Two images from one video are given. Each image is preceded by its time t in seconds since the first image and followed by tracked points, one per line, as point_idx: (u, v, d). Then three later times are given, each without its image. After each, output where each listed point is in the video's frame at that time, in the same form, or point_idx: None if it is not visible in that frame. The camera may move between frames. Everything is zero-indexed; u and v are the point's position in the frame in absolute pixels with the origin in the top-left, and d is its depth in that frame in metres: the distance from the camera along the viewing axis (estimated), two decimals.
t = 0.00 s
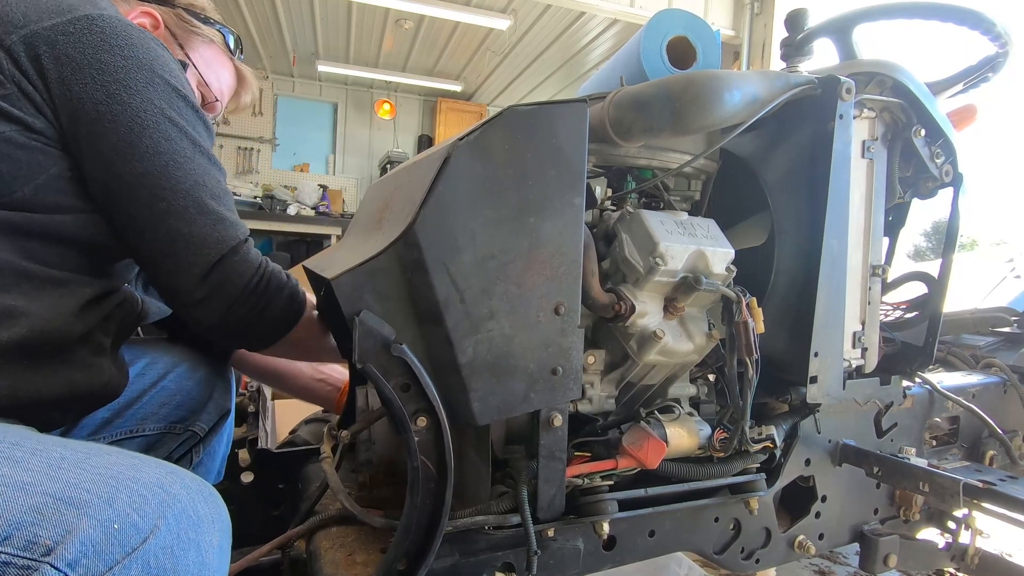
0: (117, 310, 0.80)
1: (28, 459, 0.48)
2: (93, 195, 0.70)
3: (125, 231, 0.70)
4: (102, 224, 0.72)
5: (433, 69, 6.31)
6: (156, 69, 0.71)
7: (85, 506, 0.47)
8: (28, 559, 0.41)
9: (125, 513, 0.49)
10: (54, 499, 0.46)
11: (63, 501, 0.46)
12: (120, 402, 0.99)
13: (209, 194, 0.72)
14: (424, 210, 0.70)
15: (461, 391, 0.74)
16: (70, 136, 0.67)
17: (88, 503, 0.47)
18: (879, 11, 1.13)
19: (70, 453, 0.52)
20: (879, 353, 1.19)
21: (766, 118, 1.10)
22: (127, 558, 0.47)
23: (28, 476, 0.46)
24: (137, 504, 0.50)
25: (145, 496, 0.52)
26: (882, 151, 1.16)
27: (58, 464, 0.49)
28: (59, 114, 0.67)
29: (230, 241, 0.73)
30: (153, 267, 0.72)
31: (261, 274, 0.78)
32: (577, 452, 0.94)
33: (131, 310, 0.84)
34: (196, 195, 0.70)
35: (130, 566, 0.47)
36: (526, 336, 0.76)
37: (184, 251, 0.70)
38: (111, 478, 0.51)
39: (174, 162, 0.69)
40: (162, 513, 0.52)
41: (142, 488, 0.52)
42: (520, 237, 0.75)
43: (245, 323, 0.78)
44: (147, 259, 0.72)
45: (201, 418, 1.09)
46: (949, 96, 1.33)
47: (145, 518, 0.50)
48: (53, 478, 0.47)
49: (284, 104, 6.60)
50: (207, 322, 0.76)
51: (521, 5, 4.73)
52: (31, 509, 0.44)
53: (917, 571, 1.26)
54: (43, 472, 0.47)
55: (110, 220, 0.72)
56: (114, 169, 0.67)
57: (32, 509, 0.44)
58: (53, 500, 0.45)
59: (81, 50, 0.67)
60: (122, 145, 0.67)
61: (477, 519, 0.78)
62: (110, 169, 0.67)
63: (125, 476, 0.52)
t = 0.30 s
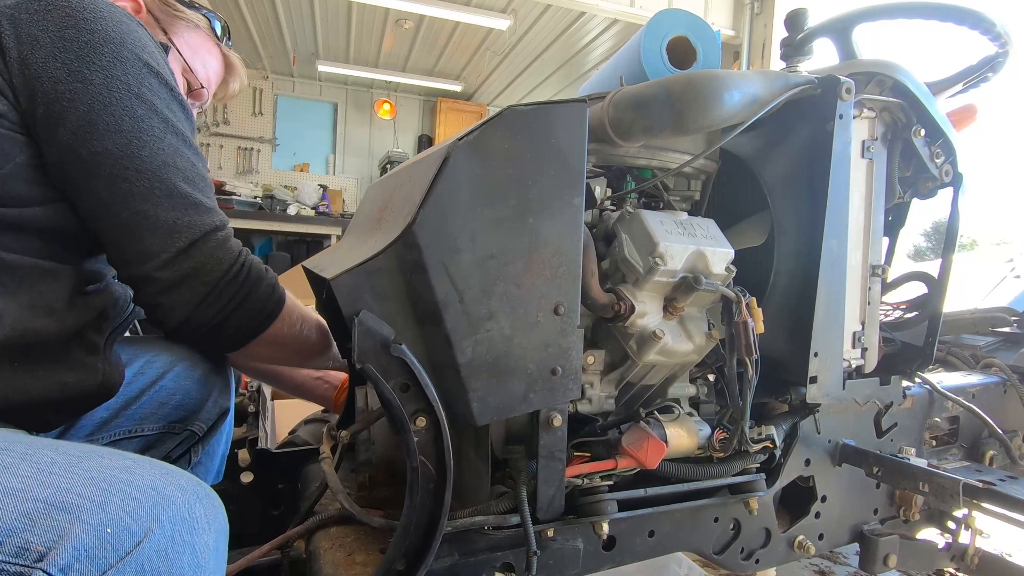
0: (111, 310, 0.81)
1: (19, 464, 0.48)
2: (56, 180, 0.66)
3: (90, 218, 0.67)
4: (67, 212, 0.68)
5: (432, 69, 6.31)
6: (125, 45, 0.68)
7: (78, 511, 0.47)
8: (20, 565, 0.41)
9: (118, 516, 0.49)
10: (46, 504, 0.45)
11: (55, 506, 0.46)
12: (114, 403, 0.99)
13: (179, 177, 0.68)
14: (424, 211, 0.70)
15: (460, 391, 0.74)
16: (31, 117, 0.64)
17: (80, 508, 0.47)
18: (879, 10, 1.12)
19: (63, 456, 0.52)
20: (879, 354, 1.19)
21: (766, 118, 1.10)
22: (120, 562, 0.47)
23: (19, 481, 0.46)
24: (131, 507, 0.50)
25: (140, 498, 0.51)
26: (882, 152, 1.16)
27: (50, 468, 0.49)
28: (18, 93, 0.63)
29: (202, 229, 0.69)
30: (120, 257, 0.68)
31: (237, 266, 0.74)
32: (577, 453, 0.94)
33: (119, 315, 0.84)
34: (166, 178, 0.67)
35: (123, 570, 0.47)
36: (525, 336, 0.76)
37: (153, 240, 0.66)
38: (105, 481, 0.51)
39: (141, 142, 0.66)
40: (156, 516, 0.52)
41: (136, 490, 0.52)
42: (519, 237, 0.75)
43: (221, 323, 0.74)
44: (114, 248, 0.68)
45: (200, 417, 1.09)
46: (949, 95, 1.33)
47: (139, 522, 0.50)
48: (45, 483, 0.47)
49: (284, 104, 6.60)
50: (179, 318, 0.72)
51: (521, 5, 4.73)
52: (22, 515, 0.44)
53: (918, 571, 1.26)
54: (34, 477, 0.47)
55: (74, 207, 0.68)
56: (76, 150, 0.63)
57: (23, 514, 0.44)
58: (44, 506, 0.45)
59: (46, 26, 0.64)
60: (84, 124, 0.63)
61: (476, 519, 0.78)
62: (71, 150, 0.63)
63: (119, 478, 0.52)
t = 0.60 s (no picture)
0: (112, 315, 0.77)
1: (12, 462, 0.47)
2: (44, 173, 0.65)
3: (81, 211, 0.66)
4: (55, 206, 0.67)
5: (433, 69, 6.32)
6: (110, 32, 0.67)
7: (71, 507, 0.46)
8: (14, 562, 0.41)
9: (112, 512, 0.49)
10: (39, 501, 0.45)
11: (47, 503, 0.46)
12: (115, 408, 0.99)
13: (174, 169, 0.68)
14: (424, 210, 0.70)
15: (461, 390, 0.74)
16: (16, 110, 0.63)
17: (74, 504, 0.47)
18: (879, 11, 1.13)
19: (57, 452, 0.52)
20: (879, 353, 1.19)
21: (765, 118, 1.10)
22: (113, 558, 0.47)
23: (12, 479, 0.45)
24: (126, 502, 0.50)
25: (135, 494, 0.51)
26: (882, 152, 1.16)
27: (43, 465, 0.49)
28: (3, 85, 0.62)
29: (201, 222, 0.69)
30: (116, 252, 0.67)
31: (240, 261, 0.74)
32: (577, 452, 0.95)
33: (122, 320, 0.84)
34: (160, 169, 0.66)
35: (117, 566, 0.47)
36: (525, 335, 0.76)
37: (151, 232, 0.66)
38: (99, 477, 0.51)
39: (134, 133, 0.65)
40: (152, 512, 0.52)
41: (132, 486, 0.52)
42: (520, 237, 0.75)
43: (226, 319, 0.73)
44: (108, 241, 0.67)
45: (200, 422, 1.09)
46: (949, 96, 1.34)
47: (134, 518, 0.50)
48: (38, 480, 0.47)
49: (285, 104, 6.60)
50: (183, 315, 0.71)
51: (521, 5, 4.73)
52: (15, 512, 0.43)
53: (917, 571, 1.26)
54: (27, 474, 0.47)
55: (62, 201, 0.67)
56: (66, 142, 0.63)
57: (16, 512, 0.43)
58: (38, 503, 0.45)
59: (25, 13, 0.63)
60: (73, 115, 0.62)
61: (477, 518, 0.78)
62: (60, 142, 0.63)
63: (114, 474, 0.52)
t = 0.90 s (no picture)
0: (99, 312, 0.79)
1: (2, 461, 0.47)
2: None
3: None
4: None
5: (433, 69, 6.32)
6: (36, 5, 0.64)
7: (62, 507, 0.46)
8: (5, 563, 0.41)
9: (105, 511, 0.48)
10: (30, 501, 0.45)
11: (38, 503, 0.45)
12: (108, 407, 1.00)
13: (83, 138, 0.62)
14: (424, 210, 0.70)
15: (461, 391, 0.74)
16: None
17: (65, 503, 0.47)
18: (879, 11, 1.13)
19: (48, 451, 0.51)
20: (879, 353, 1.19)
21: (765, 118, 1.10)
22: (106, 557, 0.47)
23: (2, 479, 0.45)
24: (118, 501, 0.50)
25: (127, 493, 0.51)
26: (882, 152, 1.16)
27: (34, 464, 0.48)
28: None
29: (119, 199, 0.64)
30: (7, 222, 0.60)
31: (169, 239, 0.68)
32: (577, 452, 0.95)
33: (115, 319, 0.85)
34: (62, 136, 0.60)
35: (109, 565, 0.47)
36: (525, 335, 0.76)
37: (47, 202, 0.59)
38: (91, 475, 0.50)
39: (37, 96, 0.60)
40: (144, 510, 0.52)
41: (125, 484, 0.52)
42: (520, 237, 0.75)
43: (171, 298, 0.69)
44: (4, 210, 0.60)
45: (201, 422, 1.09)
46: (949, 95, 1.34)
47: (126, 516, 0.50)
48: (28, 480, 0.46)
49: (284, 104, 6.60)
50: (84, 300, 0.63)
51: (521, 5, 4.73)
52: (5, 513, 0.43)
53: (917, 571, 1.26)
54: (18, 474, 0.46)
55: None
56: None
57: (6, 513, 0.43)
58: (29, 503, 0.45)
59: None
60: None
61: (477, 518, 0.78)
62: None
63: (108, 472, 0.52)
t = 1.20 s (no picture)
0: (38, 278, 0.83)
1: None
2: None
3: None
4: None
5: (433, 69, 6.32)
6: None
7: (19, 511, 0.46)
8: None
9: (63, 515, 0.48)
10: None
11: None
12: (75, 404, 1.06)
13: None
14: (424, 210, 0.70)
15: (461, 391, 0.74)
16: None
17: (22, 507, 0.46)
18: (879, 11, 1.13)
19: (13, 448, 0.51)
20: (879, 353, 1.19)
21: (765, 118, 1.10)
22: (64, 561, 0.47)
23: None
24: (78, 504, 0.49)
25: (89, 494, 0.50)
26: (882, 152, 1.16)
27: None
28: None
29: None
30: None
31: None
32: (577, 452, 0.95)
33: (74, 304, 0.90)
34: None
35: (69, 568, 0.47)
36: (525, 335, 0.76)
37: None
38: (54, 476, 0.50)
39: None
40: (108, 511, 0.51)
41: (87, 485, 0.51)
42: (520, 237, 0.75)
43: None
44: None
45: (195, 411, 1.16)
46: (949, 96, 1.34)
47: (87, 518, 0.49)
48: None
49: (285, 104, 6.60)
50: None
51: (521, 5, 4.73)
52: None
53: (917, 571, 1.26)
54: None
55: None
56: None
57: None
58: None
59: None
60: None
61: (477, 518, 0.78)
62: None
63: (72, 472, 0.51)
